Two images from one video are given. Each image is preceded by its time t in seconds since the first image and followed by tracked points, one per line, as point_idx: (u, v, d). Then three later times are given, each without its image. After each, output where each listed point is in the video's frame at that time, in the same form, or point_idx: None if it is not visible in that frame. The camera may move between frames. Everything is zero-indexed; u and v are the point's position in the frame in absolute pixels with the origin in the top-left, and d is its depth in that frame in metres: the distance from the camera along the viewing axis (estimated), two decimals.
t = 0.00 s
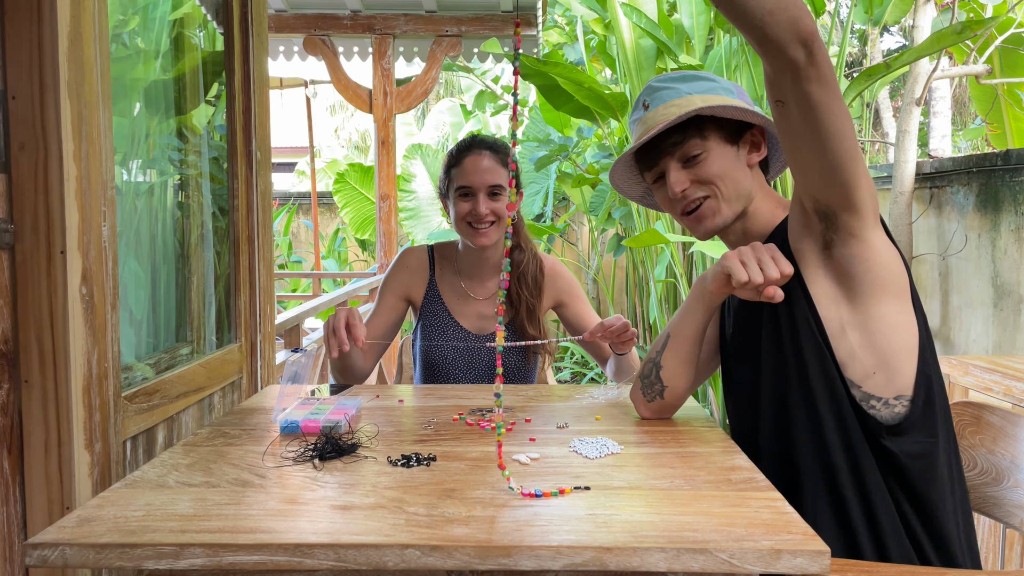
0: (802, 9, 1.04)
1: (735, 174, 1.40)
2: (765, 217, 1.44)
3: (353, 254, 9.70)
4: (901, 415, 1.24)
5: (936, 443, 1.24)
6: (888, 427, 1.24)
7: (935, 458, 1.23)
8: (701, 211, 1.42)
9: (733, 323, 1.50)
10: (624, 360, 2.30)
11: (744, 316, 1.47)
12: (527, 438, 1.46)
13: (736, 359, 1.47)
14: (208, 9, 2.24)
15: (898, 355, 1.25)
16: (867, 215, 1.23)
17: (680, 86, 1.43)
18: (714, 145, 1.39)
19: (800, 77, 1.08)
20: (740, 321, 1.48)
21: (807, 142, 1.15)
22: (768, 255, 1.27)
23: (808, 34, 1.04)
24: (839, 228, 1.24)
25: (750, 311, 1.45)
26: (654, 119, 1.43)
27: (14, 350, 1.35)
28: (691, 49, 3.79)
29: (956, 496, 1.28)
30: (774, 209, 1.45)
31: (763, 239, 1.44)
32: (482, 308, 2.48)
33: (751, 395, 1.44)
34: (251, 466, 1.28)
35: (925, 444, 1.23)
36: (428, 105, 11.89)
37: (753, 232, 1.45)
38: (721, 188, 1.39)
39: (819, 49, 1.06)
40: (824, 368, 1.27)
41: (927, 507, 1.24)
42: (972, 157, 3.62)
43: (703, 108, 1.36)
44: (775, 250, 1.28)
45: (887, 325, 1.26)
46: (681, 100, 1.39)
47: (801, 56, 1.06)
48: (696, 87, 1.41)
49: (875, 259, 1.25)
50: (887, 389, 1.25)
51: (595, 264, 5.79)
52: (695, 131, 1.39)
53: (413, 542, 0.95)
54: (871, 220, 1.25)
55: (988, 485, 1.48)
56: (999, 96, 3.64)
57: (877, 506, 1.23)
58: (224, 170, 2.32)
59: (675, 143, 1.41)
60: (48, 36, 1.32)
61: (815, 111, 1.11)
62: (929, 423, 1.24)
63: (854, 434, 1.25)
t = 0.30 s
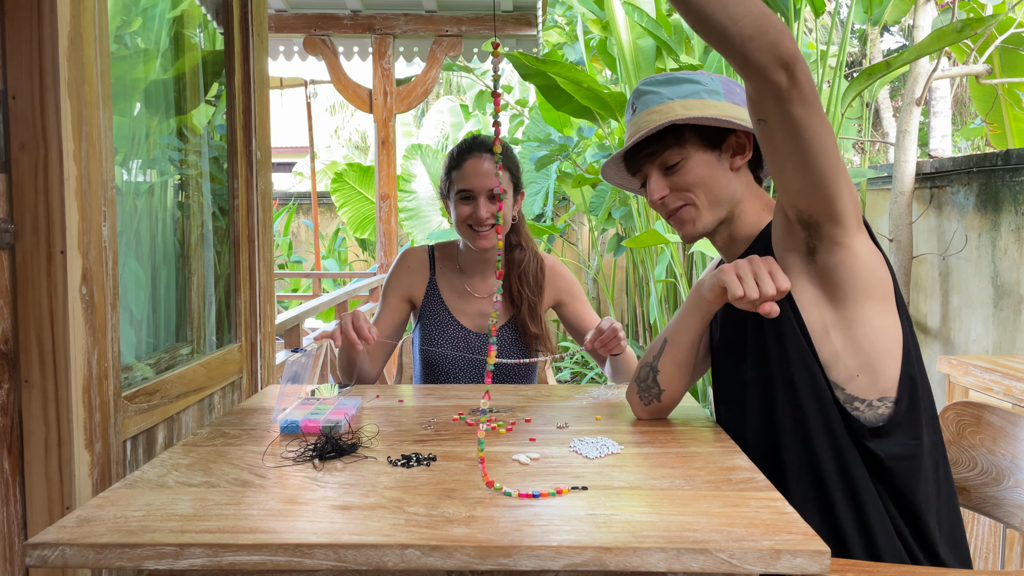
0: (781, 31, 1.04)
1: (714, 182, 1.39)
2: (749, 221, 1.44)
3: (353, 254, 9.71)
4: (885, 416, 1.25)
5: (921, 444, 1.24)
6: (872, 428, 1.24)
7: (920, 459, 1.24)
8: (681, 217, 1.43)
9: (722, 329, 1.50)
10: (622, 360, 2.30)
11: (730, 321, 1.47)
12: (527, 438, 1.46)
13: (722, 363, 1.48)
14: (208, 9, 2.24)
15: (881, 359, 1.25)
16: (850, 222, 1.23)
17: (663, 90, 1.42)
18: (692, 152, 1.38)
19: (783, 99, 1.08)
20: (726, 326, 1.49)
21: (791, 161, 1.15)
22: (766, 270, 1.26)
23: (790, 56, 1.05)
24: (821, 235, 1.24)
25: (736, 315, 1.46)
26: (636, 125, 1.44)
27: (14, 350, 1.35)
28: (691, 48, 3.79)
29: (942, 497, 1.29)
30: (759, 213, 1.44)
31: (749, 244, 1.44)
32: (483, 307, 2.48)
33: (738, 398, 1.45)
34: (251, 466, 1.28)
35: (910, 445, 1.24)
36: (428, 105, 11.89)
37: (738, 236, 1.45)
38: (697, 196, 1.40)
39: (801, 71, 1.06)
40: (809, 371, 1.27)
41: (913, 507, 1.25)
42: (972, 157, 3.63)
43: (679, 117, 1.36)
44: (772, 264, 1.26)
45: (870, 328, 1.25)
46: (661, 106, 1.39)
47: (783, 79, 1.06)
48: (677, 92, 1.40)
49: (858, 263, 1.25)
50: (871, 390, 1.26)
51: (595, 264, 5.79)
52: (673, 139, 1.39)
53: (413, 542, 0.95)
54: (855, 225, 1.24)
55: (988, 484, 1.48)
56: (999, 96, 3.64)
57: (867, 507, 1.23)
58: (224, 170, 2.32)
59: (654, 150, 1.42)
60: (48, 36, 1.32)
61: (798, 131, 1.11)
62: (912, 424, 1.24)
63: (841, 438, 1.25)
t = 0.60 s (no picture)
0: (769, 36, 1.02)
1: (706, 185, 1.40)
2: (745, 221, 1.44)
3: (353, 254, 9.71)
4: (881, 416, 1.25)
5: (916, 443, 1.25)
6: (868, 429, 1.24)
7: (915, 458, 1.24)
8: (676, 221, 1.44)
9: (717, 330, 1.50)
10: (614, 364, 2.33)
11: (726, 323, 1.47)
12: (527, 438, 1.46)
13: (717, 363, 1.48)
14: (208, 9, 2.24)
15: (876, 360, 1.25)
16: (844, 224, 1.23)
17: (652, 96, 1.42)
18: (683, 157, 1.39)
19: (773, 104, 1.08)
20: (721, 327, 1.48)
21: (782, 164, 1.15)
22: (746, 262, 1.27)
23: (778, 62, 1.04)
24: (815, 236, 1.24)
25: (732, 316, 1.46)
26: (628, 132, 1.45)
27: (14, 350, 1.35)
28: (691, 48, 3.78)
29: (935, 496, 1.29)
30: (754, 212, 1.44)
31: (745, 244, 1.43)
32: (484, 307, 2.50)
33: (733, 399, 1.45)
34: (250, 466, 1.28)
35: (905, 445, 1.24)
36: (428, 104, 11.89)
37: (734, 235, 1.45)
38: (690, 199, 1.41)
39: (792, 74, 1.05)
40: (805, 372, 1.27)
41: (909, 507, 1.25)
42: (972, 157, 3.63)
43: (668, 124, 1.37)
44: (753, 255, 1.27)
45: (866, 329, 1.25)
46: (651, 112, 1.40)
47: (771, 84, 1.06)
48: (665, 97, 1.40)
49: (853, 265, 1.25)
50: (867, 391, 1.26)
51: (595, 264, 5.79)
52: (665, 145, 1.40)
53: (413, 542, 0.95)
54: (848, 225, 1.24)
55: (988, 484, 1.48)
56: (999, 96, 3.64)
57: (865, 507, 1.23)
58: (224, 170, 2.32)
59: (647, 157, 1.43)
60: (47, 37, 1.32)
61: (788, 135, 1.11)
62: (908, 424, 1.25)
63: (838, 438, 1.25)
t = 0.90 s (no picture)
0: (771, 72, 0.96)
1: (721, 182, 1.39)
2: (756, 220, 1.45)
3: (353, 254, 9.73)
4: (894, 413, 1.24)
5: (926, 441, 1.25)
6: (882, 425, 1.24)
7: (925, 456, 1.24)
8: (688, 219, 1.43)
9: (724, 327, 1.49)
10: (618, 360, 2.31)
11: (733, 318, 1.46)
12: (527, 438, 1.46)
13: (725, 360, 1.47)
14: (208, 9, 2.24)
15: (890, 355, 1.25)
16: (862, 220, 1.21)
17: (666, 93, 1.41)
18: (698, 153, 1.38)
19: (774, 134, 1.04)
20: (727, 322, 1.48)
21: (785, 180, 1.13)
22: (752, 260, 1.28)
23: (778, 98, 0.98)
24: (828, 240, 1.23)
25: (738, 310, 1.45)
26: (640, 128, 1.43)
27: (14, 350, 1.35)
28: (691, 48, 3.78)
29: (941, 494, 1.30)
30: (764, 212, 1.45)
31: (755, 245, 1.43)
32: (485, 307, 2.49)
33: (738, 394, 1.45)
34: (250, 466, 1.28)
35: (915, 442, 1.24)
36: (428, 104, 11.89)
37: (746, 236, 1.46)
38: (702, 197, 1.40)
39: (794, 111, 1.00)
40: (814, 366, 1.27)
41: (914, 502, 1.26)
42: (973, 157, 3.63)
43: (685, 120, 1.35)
44: (759, 254, 1.29)
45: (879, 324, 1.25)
46: (665, 108, 1.38)
47: (772, 118, 1.01)
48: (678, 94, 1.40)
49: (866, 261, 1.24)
50: (880, 386, 1.25)
51: (595, 264, 5.79)
52: (679, 140, 1.38)
53: (413, 542, 0.95)
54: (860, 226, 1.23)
55: (989, 485, 1.48)
56: (999, 96, 3.65)
57: (871, 505, 1.23)
58: (224, 170, 2.32)
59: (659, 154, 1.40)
60: (48, 37, 1.32)
61: (790, 158, 1.07)
62: (919, 422, 1.25)
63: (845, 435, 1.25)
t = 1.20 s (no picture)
0: (758, 234, 0.93)
1: (772, 170, 1.34)
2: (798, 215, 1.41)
3: (352, 254, 9.75)
4: (928, 422, 1.25)
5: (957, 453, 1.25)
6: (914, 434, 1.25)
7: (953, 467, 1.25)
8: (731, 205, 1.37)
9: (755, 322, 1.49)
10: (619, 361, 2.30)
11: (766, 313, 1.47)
12: (527, 438, 1.46)
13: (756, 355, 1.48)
14: (208, 9, 2.24)
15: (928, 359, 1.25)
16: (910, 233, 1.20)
17: (726, 69, 1.31)
18: (753, 139, 1.31)
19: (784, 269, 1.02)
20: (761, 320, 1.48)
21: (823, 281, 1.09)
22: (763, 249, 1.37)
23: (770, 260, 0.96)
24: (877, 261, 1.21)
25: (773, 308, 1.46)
26: (693, 102, 1.33)
27: (14, 350, 1.35)
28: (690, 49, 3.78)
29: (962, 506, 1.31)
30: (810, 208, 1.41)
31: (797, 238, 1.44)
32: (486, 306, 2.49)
33: (766, 393, 1.47)
34: (250, 466, 1.28)
35: (947, 454, 1.24)
36: (427, 104, 11.89)
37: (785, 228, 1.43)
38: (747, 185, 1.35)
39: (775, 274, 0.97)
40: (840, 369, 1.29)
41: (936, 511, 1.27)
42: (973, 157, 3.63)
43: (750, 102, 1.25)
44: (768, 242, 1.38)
45: (915, 326, 1.25)
46: (725, 85, 1.28)
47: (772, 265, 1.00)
48: (739, 70, 1.30)
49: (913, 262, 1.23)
50: (915, 392, 1.26)
51: (595, 264, 5.79)
52: (736, 122, 1.31)
53: (414, 542, 0.95)
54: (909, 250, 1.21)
55: (989, 485, 1.49)
56: (999, 96, 3.64)
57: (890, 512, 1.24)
58: (224, 170, 2.31)
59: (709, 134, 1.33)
60: (48, 37, 1.32)
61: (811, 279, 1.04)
62: (951, 433, 1.25)
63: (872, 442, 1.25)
